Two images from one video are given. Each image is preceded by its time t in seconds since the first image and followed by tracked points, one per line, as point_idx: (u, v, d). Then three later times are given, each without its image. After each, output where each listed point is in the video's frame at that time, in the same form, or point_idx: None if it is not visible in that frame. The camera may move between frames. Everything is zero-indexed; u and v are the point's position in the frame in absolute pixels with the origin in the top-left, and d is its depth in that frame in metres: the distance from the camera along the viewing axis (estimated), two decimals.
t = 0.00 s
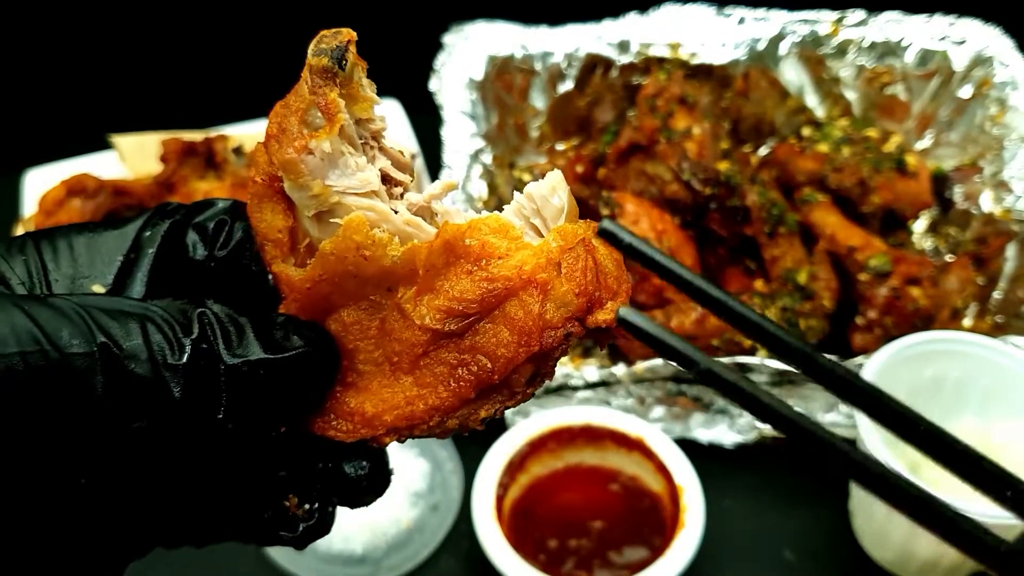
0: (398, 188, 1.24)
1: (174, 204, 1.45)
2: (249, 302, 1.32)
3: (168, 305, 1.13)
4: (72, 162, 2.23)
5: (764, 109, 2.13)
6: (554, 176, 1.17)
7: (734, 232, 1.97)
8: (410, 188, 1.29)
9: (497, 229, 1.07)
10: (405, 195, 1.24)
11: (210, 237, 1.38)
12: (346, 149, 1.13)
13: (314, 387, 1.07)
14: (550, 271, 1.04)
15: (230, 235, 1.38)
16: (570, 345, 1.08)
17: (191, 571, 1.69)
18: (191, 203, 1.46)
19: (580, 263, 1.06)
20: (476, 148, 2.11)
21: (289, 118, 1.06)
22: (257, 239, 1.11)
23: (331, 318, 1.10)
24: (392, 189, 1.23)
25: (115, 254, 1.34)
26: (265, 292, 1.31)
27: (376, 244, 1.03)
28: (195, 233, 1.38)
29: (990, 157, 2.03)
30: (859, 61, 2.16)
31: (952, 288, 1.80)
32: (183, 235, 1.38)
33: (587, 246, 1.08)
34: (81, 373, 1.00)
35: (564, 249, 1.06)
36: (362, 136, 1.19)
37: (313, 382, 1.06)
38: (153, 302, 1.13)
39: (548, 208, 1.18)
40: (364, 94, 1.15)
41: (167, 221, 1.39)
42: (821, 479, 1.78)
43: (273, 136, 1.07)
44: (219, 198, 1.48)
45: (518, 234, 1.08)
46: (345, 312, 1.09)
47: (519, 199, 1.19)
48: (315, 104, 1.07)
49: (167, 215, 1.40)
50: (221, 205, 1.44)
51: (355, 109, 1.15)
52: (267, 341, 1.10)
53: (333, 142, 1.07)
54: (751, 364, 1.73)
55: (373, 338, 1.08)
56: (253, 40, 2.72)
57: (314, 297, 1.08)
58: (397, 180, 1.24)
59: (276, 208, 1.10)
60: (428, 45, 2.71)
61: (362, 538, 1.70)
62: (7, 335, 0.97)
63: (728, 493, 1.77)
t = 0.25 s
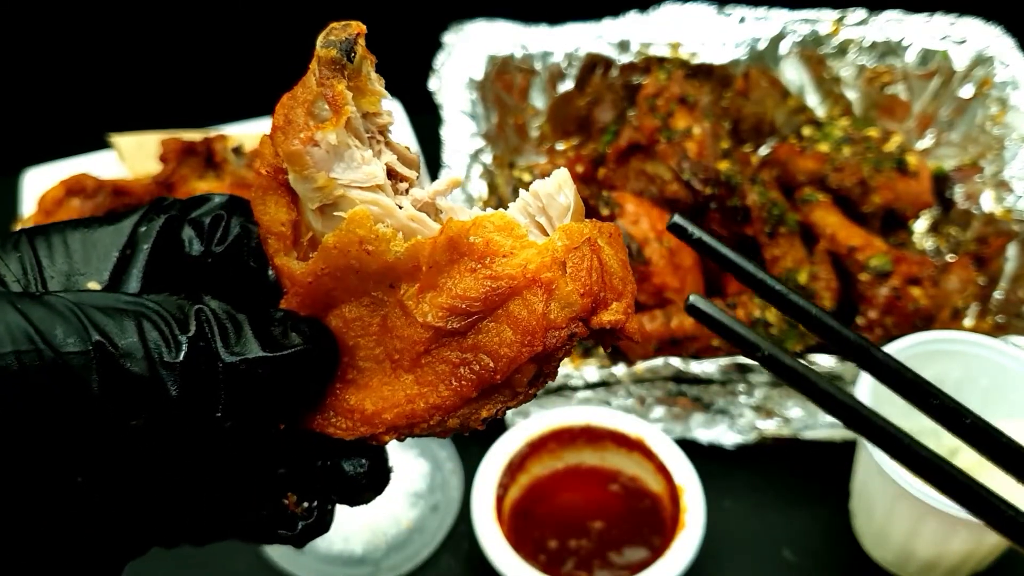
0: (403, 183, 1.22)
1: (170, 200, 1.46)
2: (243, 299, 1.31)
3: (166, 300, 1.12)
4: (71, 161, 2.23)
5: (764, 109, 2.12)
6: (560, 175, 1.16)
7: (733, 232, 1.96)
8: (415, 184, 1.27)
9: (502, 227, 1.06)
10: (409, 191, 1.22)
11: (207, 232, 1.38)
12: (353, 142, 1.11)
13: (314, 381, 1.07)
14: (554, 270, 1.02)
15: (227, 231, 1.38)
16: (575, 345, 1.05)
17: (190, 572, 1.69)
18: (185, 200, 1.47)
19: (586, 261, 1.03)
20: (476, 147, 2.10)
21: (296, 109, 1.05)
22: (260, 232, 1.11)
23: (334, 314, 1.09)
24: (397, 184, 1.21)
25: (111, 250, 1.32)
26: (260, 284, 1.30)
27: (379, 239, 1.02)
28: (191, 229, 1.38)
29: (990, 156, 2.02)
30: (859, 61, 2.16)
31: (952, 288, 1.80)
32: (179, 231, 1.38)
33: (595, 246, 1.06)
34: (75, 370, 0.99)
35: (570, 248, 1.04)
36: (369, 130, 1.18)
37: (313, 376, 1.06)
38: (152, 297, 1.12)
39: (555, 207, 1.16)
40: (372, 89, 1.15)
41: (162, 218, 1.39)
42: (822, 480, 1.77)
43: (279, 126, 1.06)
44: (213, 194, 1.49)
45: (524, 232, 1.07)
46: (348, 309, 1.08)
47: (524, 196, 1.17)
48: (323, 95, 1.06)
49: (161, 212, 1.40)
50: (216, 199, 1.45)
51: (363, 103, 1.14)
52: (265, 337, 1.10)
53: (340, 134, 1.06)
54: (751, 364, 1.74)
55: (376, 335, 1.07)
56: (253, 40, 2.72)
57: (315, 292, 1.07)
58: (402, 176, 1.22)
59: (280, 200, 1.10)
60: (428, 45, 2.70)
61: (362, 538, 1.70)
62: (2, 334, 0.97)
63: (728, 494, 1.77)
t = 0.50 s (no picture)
0: (411, 186, 1.22)
1: (173, 200, 1.45)
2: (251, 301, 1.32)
3: (171, 300, 1.11)
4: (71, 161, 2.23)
5: (764, 109, 2.12)
6: (569, 180, 1.15)
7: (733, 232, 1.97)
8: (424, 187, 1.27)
9: (510, 232, 1.05)
10: (417, 194, 1.23)
11: (210, 233, 1.38)
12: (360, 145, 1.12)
13: (319, 383, 1.07)
14: (561, 276, 1.02)
15: (230, 232, 1.38)
16: (581, 351, 1.05)
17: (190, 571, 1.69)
18: (189, 201, 1.46)
19: (592, 266, 1.03)
20: (476, 147, 2.10)
21: (304, 111, 1.06)
22: (267, 234, 1.11)
23: (339, 315, 1.10)
24: (405, 188, 1.21)
25: (114, 252, 1.31)
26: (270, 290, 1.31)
27: (386, 242, 1.02)
28: (194, 231, 1.38)
29: (990, 157, 2.02)
30: (859, 61, 2.16)
31: (952, 288, 1.80)
32: (182, 232, 1.37)
33: (601, 251, 1.05)
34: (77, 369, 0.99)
35: (577, 254, 1.04)
36: (377, 134, 1.18)
37: (317, 378, 1.06)
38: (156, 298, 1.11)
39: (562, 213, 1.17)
40: (381, 90, 1.14)
41: (165, 218, 1.38)
42: (821, 479, 1.77)
43: (288, 129, 1.06)
44: (216, 196, 1.48)
45: (531, 237, 1.06)
46: (354, 310, 1.09)
47: (532, 201, 1.18)
48: (332, 98, 1.07)
49: (164, 212, 1.40)
50: (220, 201, 1.45)
51: (371, 105, 1.14)
52: (270, 340, 1.09)
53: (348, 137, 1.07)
54: (751, 364, 1.71)
55: (382, 338, 1.08)
56: (253, 40, 2.72)
57: (320, 293, 1.07)
58: (410, 179, 1.23)
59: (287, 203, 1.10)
60: (428, 45, 2.70)
61: (363, 538, 1.70)
62: (4, 336, 0.97)
63: (728, 494, 1.77)
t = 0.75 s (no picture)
0: (440, 191, 1.23)
1: (175, 197, 1.45)
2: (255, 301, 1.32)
3: (177, 302, 1.11)
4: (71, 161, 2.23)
5: (764, 109, 2.12)
6: (601, 196, 1.15)
7: (734, 232, 1.98)
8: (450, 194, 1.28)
9: (539, 243, 1.05)
10: (446, 200, 1.23)
11: (214, 233, 1.39)
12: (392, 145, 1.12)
13: (332, 390, 1.05)
14: (589, 290, 1.01)
15: (236, 231, 1.39)
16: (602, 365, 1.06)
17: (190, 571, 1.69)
18: (192, 198, 1.47)
19: (620, 283, 1.02)
20: (476, 147, 2.09)
21: (341, 107, 1.06)
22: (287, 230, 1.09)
23: (353, 320, 1.07)
24: (434, 193, 1.22)
25: (117, 253, 1.31)
26: (278, 290, 1.31)
27: (415, 245, 0.99)
28: (198, 230, 1.39)
29: (990, 157, 2.02)
30: (859, 61, 2.16)
31: (952, 288, 1.80)
32: (185, 231, 1.38)
33: (629, 269, 1.05)
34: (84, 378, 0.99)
35: (605, 269, 1.03)
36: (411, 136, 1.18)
37: (332, 383, 1.04)
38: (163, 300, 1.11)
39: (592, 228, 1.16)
40: (420, 92, 1.15)
41: (168, 218, 1.38)
42: (821, 479, 1.77)
43: (324, 124, 1.07)
44: (218, 193, 1.49)
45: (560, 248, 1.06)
46: (370, 313, 1.06)
47: (563, 214, 1.17)
48: (371, 97, 1.07)
49: (167, 211, 1.40)
50: (223, 199, 1.46)
51: (410, 107, 1.14)
52: (281, 345, 1.09)
53: (384, 135, 1.07)
54: (751, 365, 1.71)
55: (398, 344, 1.05)
56: (253, 41, 2.73)
57: (334, 299, 1.05)
58: (440, 184, 1.23)
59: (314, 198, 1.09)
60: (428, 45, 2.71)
61: (362, 538, 1.70)
62: (10, 347, 0.97)
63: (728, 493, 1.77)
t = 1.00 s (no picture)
0: (384, 125, 1.14)
1: (84, 124, 1.31)
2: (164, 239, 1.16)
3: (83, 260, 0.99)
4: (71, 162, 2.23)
5: (764, 109, 2.12)
6: (584, 135, 1.12)
7: (734, 232, 1.98)
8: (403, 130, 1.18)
9: (507, 190, 0.99)
10: (392, 135, 1.13)
11: (127, 164, 1.25)
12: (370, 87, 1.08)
13: (276, 353, 0.99)
14: (569, 253, 0.98)
15: (152, 163, 1.25)
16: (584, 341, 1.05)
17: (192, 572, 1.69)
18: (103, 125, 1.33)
19: (612, 239, 1.02)
20: (476, 147, 2.09)
21: (249, 25, 0.94)
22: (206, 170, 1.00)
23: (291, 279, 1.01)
24: (378, 128, 1.13)
25: (12, 196, 1.17)
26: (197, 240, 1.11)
27: (354, 199, 0.94)
28: (108, 163, 1.25)
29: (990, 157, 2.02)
30: (859, 60, 2.15)
31: (952, 288, 1.80)
32: (93, 163, 1.24)
33: (620, 220, 1.05)
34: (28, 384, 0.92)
35: (588, 224, 1.01)
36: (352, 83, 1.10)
37: (277, 342, 0.98)
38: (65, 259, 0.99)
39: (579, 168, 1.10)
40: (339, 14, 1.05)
41: (73, 149, 1.25)
42: (821, 479, 1.77)
43: (231, 46, 0.94)
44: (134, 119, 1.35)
45: (531, 199, 1.00)
46: (311, 272, 1.00)
47: (540, 156, 1.10)
48: (288, 17, 0.97)
49: (71, 141, 1.26)
50: (142, 121, 1.33)
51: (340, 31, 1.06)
52: (201, 306, 0.98)
53: (302, 65, 0.96)
54: (751, 364, 1.72)
55: (344, 310, 1.00)
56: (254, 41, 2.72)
57: (267, 256, 0.99)
58: (383, 117, 1.14)
59: (231, 142, 0.99)
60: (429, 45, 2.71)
61: (362, 539, 1.70)
62: None
63: (728, 494, 1.77)
